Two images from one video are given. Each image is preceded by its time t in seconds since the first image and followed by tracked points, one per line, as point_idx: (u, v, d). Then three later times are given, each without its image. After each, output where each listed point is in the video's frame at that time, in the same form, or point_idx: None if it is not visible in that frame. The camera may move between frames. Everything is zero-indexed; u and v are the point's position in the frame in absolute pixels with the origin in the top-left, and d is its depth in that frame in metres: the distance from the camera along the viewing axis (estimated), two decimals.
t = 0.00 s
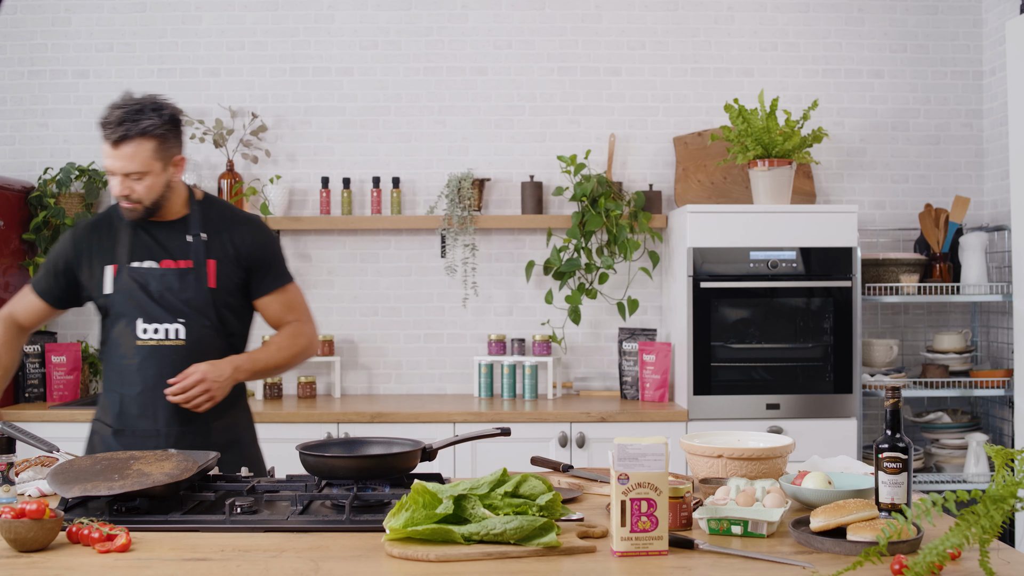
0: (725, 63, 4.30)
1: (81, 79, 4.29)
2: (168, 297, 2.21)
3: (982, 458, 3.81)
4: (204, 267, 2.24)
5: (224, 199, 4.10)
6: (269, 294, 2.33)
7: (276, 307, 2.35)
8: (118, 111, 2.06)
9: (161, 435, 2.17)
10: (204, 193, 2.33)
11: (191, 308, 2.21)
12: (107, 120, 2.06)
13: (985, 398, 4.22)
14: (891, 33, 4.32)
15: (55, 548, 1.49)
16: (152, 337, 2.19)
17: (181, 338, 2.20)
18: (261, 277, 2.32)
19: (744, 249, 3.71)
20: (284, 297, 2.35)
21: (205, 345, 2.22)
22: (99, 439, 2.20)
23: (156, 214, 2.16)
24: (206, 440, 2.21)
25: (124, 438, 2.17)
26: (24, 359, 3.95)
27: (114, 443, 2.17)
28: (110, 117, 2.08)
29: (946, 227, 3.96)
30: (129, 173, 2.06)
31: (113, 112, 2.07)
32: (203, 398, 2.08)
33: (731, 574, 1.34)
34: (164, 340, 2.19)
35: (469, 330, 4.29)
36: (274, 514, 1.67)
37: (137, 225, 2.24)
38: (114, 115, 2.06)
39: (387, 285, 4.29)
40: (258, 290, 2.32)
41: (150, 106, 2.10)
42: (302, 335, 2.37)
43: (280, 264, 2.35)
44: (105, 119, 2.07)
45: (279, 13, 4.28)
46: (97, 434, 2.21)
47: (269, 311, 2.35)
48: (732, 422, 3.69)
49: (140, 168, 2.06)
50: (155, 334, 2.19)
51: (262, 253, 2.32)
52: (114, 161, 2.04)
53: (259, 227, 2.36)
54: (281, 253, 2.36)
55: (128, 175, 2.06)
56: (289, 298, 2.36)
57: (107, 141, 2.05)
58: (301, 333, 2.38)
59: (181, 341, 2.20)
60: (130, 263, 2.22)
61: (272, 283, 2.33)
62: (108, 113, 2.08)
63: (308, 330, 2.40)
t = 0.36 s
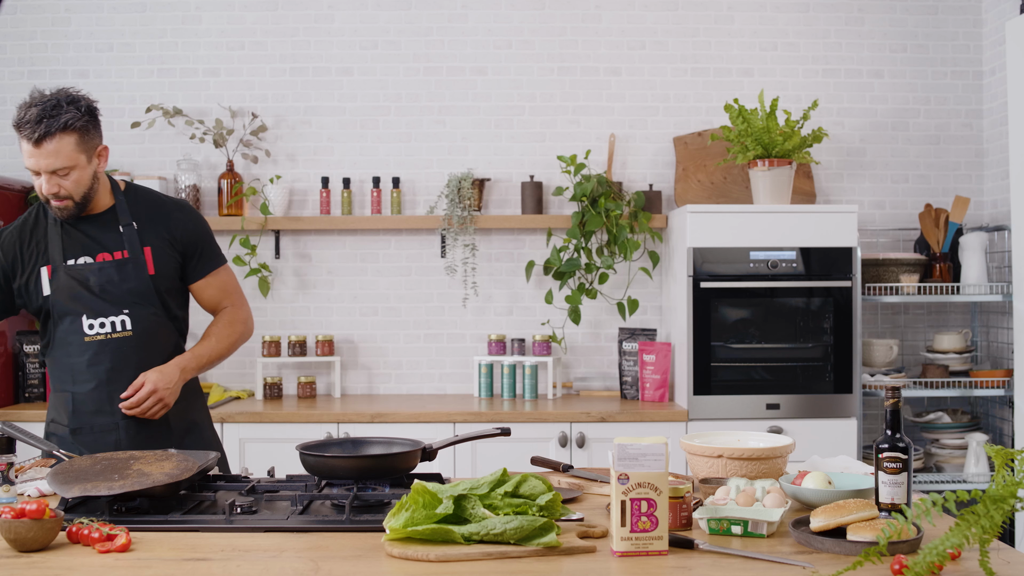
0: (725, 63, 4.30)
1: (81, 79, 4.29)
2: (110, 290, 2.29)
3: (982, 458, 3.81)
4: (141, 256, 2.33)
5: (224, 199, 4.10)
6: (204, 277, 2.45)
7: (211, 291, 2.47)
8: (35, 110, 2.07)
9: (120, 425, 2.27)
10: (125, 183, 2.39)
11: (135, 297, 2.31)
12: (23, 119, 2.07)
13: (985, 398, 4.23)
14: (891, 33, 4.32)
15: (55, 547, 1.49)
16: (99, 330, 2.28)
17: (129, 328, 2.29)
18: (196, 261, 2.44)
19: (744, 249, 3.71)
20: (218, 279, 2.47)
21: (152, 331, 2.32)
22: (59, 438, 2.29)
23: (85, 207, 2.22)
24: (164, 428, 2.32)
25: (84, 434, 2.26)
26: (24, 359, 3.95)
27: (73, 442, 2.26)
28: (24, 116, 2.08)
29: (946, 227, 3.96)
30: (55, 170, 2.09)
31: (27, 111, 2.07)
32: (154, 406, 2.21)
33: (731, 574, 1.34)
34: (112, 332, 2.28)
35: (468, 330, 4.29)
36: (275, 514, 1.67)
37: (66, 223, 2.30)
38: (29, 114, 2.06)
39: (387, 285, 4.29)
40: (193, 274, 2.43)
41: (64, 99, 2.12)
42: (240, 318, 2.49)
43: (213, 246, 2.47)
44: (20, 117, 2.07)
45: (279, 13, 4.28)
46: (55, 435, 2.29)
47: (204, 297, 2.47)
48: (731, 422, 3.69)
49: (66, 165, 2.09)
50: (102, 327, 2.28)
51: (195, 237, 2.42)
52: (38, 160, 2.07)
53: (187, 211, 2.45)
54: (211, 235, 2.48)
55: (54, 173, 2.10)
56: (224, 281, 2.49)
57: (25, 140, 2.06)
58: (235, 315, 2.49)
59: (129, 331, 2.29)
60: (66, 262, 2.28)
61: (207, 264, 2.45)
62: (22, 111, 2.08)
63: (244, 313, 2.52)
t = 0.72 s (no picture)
0: (725, 63, 4.30)
1: (81, 79, 4.29)
2: (95, 290, 2.28)
3: (982, 458, 3.81)
4: (122, 255, 2.30)
5: (224, 199, 4.10)
6: (177, 279, 2.36)
7: (185, 297, 2.36)
8: (62, 98, 2.06)
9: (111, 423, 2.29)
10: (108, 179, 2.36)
11: (120, 295, 2.30)
12: (52, 108, 2.05)
13: (985, 398, 4.23)
14: (891, 33, 4.32)
15: (55, 547, 1.49)
16: (86, 329, 2.28)
17: (115, 326, 2.29)
18: (176, 261, 2.36)
19: (744, 249, 3.70)
20: (192, 283, 2.37)
21: (138, 329, 2.32)
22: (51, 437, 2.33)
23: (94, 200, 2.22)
24: (155, 424, 2.35)
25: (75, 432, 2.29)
26: (24, 359, 3.95)
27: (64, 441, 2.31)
28: (48, 104, 2.05)
29: (946, 227, 3.96)
30: (90, 154, 2.11)
31: (53, 100, 2.05)
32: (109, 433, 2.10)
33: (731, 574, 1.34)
34: (99, 331, 2.28)
35: (468, 330, 4.29)
36: (275, 514, 1.68)
37: (49, 222, 2.28)
38: (58, 101, 2.05)
39: (387, 285, 4.29)
40: (170, 274, 2.36)
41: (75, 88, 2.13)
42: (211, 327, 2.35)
43: (195, 243, 2.40)
44: (45, 107, 2.05)
45: (279, 13, 4.28)
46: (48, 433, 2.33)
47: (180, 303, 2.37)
48: (731, 422, 3.69)
49: (99, 148, 2.12)
50: (88, 326, 2.28)
51: (177, 234, 2.36)
52: (77, 145, 2.06)
53: (169, 208, 2.39)
54: (191, 231, 2.41)
55: (89, 157, 2.11)
56: (199, 284, 2.38)
57: (61, 127, 2.04)
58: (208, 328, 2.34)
59: (115, 329, 2.29)
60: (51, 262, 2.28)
61: (188, 263, 2.38)
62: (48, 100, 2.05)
63: (218, 322, 2.37)
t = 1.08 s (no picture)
0: (725, 63, 4.30)
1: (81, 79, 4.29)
2: (101, 286, 2.28)
3: (982, 458, 3.81)
4: (130, 253, 2.30)
5: (224, 199, 4.10)
6: (179, 284, 2.34)
7: (185, 303, 2.33)
8: (99, 91, 2.10)
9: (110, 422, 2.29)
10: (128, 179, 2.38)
11: (125, 293, 2.30)
12: (90, 100, 2.09)
13: (985, 398, 4.23)
14: (891, 33, 4.32)
15: (55, 547, 1.49)
16: (89, 326, 2.28)
17: (119, 324, 2.29)
18: (182, 263, 2.35)
19: (744, 249, 3.70)
20: (193, 288, 2.34)
21: (142, 329, 2.31)
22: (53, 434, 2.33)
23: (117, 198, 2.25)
24: (155, 425, 2.34)
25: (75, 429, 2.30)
26: (24, 359, 3.95)
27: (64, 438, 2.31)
28: (85, 98, 2.09)
29: (946, 227, 3.96)
30: (124, 148, 2.15)
31: (89, 93, 2.10)
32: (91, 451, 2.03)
33: (731, 574, 1.34)
34: (102, 328, 2.28)
35: (469, 330, 4.29)
36: (274, 515, 1.67)
37: (67, 216, 2.31)
38: (96, 94, 2.09)
39: (387, 285, 4.29)
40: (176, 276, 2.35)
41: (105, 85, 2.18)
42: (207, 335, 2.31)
43: (204, 247, 2.38)
44: (82, 100, 2.09)
45: (279, 13, 4.28)
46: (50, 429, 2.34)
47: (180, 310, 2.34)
48: (731, 422, 3.69)
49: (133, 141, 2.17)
50: (92, 323, 2.27)
51: (187, 236, 2.35)
52: (115, 137, 2.11)
53: (184, 212, 2.39)
54: (202, 234, 2.40)
55: (122, 151, 2.15)
56: (201, 290, 2.35)
57: (101, 118, 2.09)
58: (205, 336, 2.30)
59: (119, 327, 2.29)
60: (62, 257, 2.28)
61: (196, 267, 2.36)
62: (87, 93, 2.09)
63: (213, 331, 2.32)
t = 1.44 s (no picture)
0: (726, 63, 4.30)
1: (81, 79, 4.29)
2: (123, 292, 2.28)
3: (982, 458, 3.81)
4: (152, 258, 2.31)
5: (224, 199, 4.10)
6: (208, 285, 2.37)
7: (214, 299, 2.38)
8: (124, 95, 2.14)
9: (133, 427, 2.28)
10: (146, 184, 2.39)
11: (147, 299, 2.30)
12: (114, 104, 2.13)
13: (985, 398, 4.23)
14: (891, 33, 4.32)
15: (55, 547, 1.49)
16: (112, 332, 2.28)
17: (142, 329, 2.29)
18: (204, 267, 2.37)
19: (744, 249, 3.70)
20: (221, 286, 2.38)
21: (164, 334, 2.32)
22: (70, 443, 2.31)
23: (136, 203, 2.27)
24: (178, 427, 2.34)
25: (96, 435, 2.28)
26: (24, 359, 3.95)
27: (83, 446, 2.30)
28: (109, 101, 2.13)
29: (946, 227, 3.96)
30: (146, 152, 2.18)
31: (115, 97, 2.13)
32: (125, 416, 2.11)
33: (731, 574, 1.34)
34: (125, 333, 2.28)
35: (469, 330, 4.29)
36: (274, 515, 1.67)
37: (84, 221, 2.29)
38: (122, 98, 2.13)
39: (387, 285, 4.29)
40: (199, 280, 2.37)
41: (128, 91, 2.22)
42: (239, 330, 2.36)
43: (224, 251, 2.41)
44: (107, 103, 2.12)
45: (279, 13, 4.28)
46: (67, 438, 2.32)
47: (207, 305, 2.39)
48: (731, 422, 3.69)
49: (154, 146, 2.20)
50: (114, 328, 2.27)
51: (208, 240, 2.38)
52: (139, 141, 2.14)
53: (203, 217, 2.41)
54: (222, 239, 2.43)
55: (143, 155, 2.18)
56: (228, 288, 2.39)
57: (126, 121, 2.12)
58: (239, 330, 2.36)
59: (142, 333, 2.29)
60: (82, 262, 2.28)
61: (219, 270, 2.39)
62: (113, 96, 2.13)
63: (246, 325, 2.39)
